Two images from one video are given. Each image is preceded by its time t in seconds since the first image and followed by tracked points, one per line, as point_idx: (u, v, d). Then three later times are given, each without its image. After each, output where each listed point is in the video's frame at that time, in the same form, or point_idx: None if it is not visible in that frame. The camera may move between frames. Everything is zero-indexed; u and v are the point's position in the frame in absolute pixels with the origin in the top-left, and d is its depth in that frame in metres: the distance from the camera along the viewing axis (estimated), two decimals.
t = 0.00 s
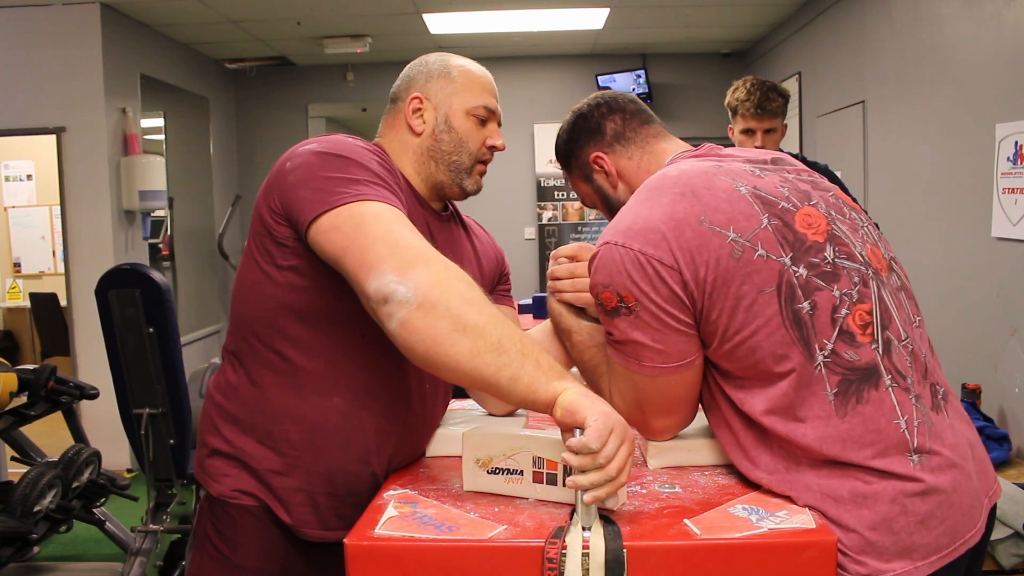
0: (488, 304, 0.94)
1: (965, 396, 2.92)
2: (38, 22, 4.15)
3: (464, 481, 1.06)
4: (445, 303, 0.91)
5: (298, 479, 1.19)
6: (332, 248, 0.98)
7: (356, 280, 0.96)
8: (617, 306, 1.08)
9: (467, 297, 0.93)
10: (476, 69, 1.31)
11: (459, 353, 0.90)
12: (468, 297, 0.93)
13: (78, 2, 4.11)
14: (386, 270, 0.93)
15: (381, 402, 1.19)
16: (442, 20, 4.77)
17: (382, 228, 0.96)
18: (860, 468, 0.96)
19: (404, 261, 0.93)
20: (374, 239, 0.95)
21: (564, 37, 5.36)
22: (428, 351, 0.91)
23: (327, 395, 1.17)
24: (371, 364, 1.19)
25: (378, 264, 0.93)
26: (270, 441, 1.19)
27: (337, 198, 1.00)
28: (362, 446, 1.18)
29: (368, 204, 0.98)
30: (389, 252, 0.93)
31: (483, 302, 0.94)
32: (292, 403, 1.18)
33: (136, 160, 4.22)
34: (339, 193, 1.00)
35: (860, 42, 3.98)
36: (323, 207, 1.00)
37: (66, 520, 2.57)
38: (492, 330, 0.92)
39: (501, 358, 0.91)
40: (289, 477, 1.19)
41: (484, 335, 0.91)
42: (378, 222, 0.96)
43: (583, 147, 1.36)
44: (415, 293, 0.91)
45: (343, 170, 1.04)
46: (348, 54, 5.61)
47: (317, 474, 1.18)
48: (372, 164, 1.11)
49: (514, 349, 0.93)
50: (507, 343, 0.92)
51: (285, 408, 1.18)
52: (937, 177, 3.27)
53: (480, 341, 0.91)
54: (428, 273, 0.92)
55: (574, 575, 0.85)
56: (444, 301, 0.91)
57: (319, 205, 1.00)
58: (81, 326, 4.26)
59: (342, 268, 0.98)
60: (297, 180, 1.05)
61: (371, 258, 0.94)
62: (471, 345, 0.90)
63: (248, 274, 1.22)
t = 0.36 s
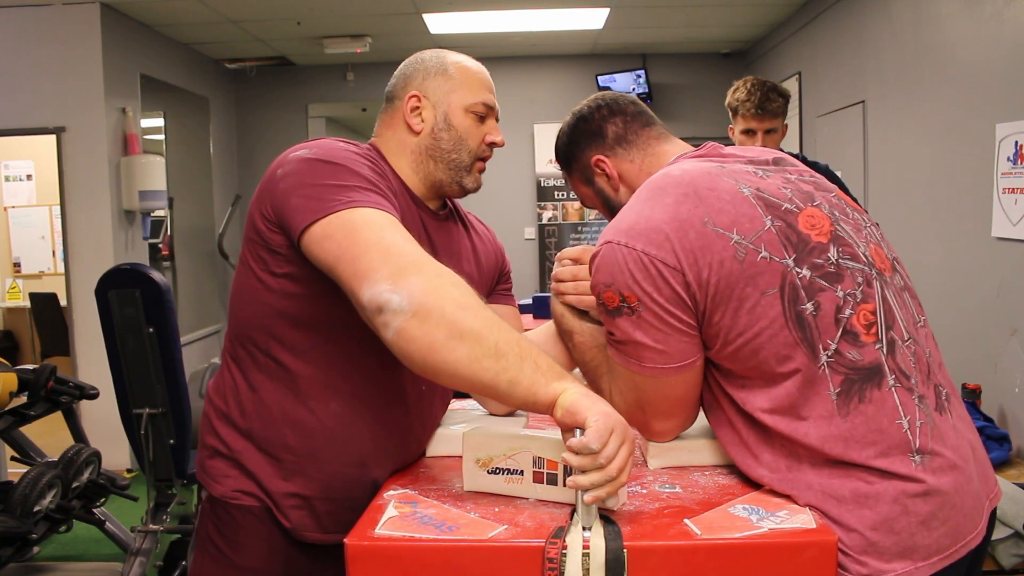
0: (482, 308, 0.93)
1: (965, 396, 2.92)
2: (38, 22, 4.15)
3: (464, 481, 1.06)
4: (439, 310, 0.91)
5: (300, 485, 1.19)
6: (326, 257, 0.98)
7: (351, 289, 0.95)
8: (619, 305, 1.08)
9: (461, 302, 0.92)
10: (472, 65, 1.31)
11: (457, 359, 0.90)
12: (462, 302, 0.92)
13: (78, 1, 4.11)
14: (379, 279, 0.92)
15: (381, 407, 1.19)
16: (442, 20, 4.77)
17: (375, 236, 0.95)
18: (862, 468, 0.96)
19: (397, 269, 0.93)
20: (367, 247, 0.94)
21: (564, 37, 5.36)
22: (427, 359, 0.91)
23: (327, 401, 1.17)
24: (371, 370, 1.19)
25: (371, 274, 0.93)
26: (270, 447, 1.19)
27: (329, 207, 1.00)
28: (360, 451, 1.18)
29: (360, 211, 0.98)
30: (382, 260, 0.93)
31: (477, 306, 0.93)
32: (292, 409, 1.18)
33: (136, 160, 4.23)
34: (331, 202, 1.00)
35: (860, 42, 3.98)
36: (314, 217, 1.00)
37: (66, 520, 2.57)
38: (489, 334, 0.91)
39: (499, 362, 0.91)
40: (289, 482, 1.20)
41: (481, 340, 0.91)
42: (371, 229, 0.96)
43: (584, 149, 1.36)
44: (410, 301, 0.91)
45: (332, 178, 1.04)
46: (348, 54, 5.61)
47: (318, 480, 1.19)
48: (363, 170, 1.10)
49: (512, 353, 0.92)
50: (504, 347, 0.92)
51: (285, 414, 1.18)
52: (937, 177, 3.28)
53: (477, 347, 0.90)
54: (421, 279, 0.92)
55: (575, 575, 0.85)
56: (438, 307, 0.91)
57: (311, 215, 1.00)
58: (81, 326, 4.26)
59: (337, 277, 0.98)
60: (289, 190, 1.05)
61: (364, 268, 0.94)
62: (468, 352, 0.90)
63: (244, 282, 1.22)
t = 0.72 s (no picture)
0: (481, 310, 0.93)
1: (965, 396, 2.92)
2: (38, 22, 4.15)
3: (464, 481, 1.06)
4: (436, 314, 0.91)
5: (303, 487, 1.19)
6: (323, 261, 0.98)
7: (349, 293, 0.95)
8: (627, 301, 1.07)
9: (459, 305, 0.92)
10: (475, 66, 1.31)
11: (456, 363, 0.90)
12: (460, 305, 0.92)
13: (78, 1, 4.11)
14: (376, 284, 0.92)
15: (383, 409, 1.19)
16: (441, 20, 4.77)
17: (371, 239, 0.95)
18: (866, 465, 0.96)
19: (394, 273, 0.92)
20: (363, 250, 0.94)
21: (564, 37, 5.36)
22: (425, 362, 0.91)
23: (327, 403, 1.17)
24: (370, 372, 1.19)
25: (368, 278, 0.93)
26: (272, 450, 1.20)
27: (324, 210, 1.00)
28: (361, 454, 1.18)
29: (358, 214, 0.98)
30: (378, 264, 0.93)
31: (476, 309, 0.93)
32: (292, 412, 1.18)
33: (136, 160, 4.23)
34: (327, 206, 1.00)
35: (860, 42, 3.98)
36: (310, 221, 1.00)
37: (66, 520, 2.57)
38: (488, 337, 0.91)
39: (499, 365, 0.91)
40: (293, 484, 1.20)
41: (480, 343, 0.91)
42: (368, 232, 0.96)
43: (588, 155, 1.36)
44: (407, 305, 0.91)
45: (327, 181, 1.04)
46: (348, 54, 5.61)
47: (321, 482, 1.19)
48: (360, 173, 1.10)
49: (511, 355, 0.92)
50: (503, 349, 0.92)
51: (286, 416, 1.18)
52: (937, 177, 3.27)
53: (476, 350, 0.90)
54: (418, 282, 0.92)
55: None
56: (436, 310, 0.91)
57: (308, 218, 1.00)
58: (81, 326, 4.26)
59: (335, 280, 0.97)
60: (284, 194, 1.05)
61: (362, 271, 0.93)
62: (467, 355, 0.90)
63: (243, 286, 1.22)
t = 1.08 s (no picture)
0: (483, 307, 0.93)
1: (965, 396, 2.92)
2: (37, 22, 4.15)
3: (464, 480, 1.06)
4: (437, 311, 0.91)
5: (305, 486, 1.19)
6: (324, 259, 0.98)
7: (350, 290, 0.95)
8: (625, 298, 1.06)
9: (460, 302, 0.92)
10: (470, 72, 1.32)
11: (456, 360, 0.90)
12: (461, 303, 0.92)
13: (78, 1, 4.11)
14: (378, 280, 0.92)
15: (381, 405, 1.19)
16: (441, 20, 4.77)
17: (372, 236, 0.96)
18: (862, 459, 0.96)
19: (395, 270, 0.93)
20: (365, 247, 0.95)
21: (564, 37, 5.36)
22: (426, 359, 0.91)
23: (327, 399, 1.17)
24: (369, 368, 1.19)
25: (369, 274, 0.93)
26: (273, 448, 1.19)
27: (325, 208, 1.00)
28: (360, 453, 1.18)
29: (358, 212, 0.98)
30: (379, 261, 0.93)
31: (477, 306, 0.93)
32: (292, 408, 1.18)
33: (136, 160, 4.23)
34: (329, 203, 1.00)
35: (860, 42, 3.98)
36: (311, 218, 1.00)
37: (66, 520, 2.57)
38: (488, 334, 0.91)
39: (499, 361, 0.91)
40: (294, 482, 1.20)
41: (481, 339, 0.91)
42: (369, 229, 0.96)
43: (583, 173, 1.36)
44: (408, 302, 0.91)
45: (328, 179, 1.04)
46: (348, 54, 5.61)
47: (322, 479, 1.18)
48: (360, 172, 1.11)
49: (511, 352, 0.92)
50: (503, 346, 0.92)
51: (285, 414, 1.18)
52: (937, 177, 3.27)
53: (476, 347, 0.90)
54: (419, 280, 0.92)
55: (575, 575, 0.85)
56: (437, 307, 0.91)
57: (309, 216, 1.00)
58: (81, 326, 4.26)
59: (336, 278, 0.97)
60: (286, 191, 1.05)
61: (363, 269, 0.94)
62: (468, 352, 0.90)
63: (241, 285, 1.23)
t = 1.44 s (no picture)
0: (480, 309, 0.93)
1: (965, 396, 2.92)
2: (37, 21, 4.15)
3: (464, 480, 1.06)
4: (435, 313, 0.91)
5: (304, 488, 1.19)
6: (323, 263, 0.98)
7: (349, 293, 0.95)
8: (636, 306, 1.04)
9: (457, 303, 0.92)
10: (462, 75, 1.33)
11: (454, 361, 0.90)
12: (457, 302, 0.92)
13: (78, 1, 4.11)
14: (377, 283, 0.92)
15: (382, 406, 1.19)
16: (441, 19, 4.77)
17: (371, 240, 0.96)
18: (863, 465, 0.96)
19: (394, 272, 0.93)
20: (364, 251, 0.95)
21: (564, 37, 5.36)
22: (425, 360, 0.91)
23: (328, 400, 1.17)
24: (370, 370, 1.19)
25: (368, 277, 0.93)
26: (272, 450, 1.19)
27: (325, 212, 1.00)
28: (360, 456, 1.17)
29: (357, 217, 0.98)
30: (378, 264, 0.93)
31: (474, 306, 0.93)
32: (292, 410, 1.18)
33: (136, 160, 4.23)
34: (328, 208, 1.00)
35: (860, 42, 3.98)
36: (310, 224, 1.00)
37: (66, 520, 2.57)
38: (486, 334, 0.91)
39: (496, 362, 0.91)
40: (295, 485, 1.19)
41: (479, 341, 0.91)
42: (368, 233, 0.96)
43: (589, 168, 1.33)
44: (407, 303, 0.91)
45: (327, 183, 1.04)
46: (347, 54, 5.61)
47: (322, 481, 1.18)
48: (358, 176, 1.11)
49: (509, 352, 0.92)
50: (501, 347, 0.92)
51: (286, 417, 1.18)
52: (937, 177, 3.28)
53: (474, 347, 0.90)
54: (417, 281, 0.92)
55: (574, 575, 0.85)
56: (435, 309, 0.91)
57: (308, 221, 1.00)
58: (81, 326, 4.26)
59: (335, 281, 0.98)
60: (285, 197, 1.05)
61: (362, 271, 0.94)
62: (466, 352, 0.90)
63: (240, 288, 1.23)
